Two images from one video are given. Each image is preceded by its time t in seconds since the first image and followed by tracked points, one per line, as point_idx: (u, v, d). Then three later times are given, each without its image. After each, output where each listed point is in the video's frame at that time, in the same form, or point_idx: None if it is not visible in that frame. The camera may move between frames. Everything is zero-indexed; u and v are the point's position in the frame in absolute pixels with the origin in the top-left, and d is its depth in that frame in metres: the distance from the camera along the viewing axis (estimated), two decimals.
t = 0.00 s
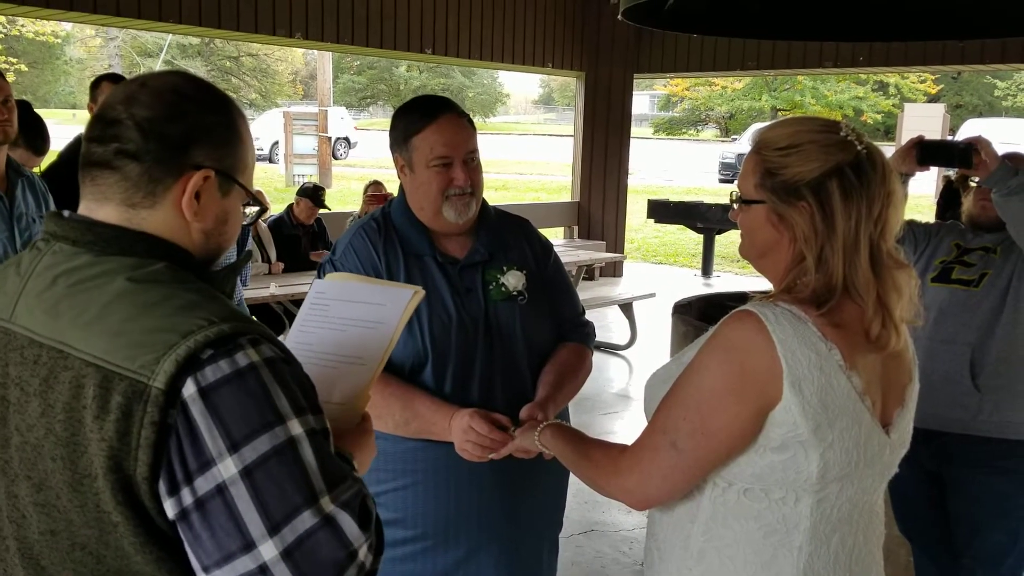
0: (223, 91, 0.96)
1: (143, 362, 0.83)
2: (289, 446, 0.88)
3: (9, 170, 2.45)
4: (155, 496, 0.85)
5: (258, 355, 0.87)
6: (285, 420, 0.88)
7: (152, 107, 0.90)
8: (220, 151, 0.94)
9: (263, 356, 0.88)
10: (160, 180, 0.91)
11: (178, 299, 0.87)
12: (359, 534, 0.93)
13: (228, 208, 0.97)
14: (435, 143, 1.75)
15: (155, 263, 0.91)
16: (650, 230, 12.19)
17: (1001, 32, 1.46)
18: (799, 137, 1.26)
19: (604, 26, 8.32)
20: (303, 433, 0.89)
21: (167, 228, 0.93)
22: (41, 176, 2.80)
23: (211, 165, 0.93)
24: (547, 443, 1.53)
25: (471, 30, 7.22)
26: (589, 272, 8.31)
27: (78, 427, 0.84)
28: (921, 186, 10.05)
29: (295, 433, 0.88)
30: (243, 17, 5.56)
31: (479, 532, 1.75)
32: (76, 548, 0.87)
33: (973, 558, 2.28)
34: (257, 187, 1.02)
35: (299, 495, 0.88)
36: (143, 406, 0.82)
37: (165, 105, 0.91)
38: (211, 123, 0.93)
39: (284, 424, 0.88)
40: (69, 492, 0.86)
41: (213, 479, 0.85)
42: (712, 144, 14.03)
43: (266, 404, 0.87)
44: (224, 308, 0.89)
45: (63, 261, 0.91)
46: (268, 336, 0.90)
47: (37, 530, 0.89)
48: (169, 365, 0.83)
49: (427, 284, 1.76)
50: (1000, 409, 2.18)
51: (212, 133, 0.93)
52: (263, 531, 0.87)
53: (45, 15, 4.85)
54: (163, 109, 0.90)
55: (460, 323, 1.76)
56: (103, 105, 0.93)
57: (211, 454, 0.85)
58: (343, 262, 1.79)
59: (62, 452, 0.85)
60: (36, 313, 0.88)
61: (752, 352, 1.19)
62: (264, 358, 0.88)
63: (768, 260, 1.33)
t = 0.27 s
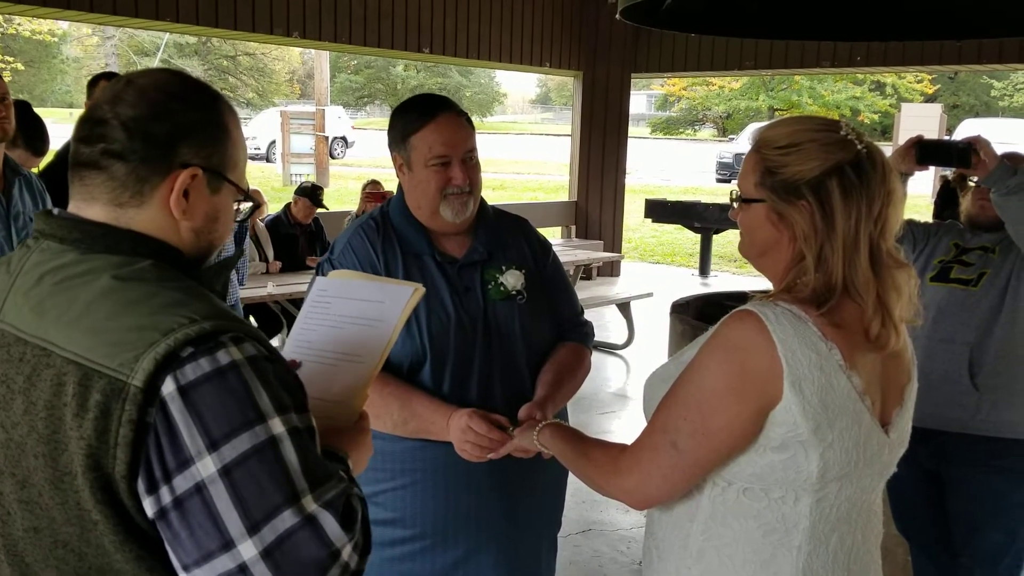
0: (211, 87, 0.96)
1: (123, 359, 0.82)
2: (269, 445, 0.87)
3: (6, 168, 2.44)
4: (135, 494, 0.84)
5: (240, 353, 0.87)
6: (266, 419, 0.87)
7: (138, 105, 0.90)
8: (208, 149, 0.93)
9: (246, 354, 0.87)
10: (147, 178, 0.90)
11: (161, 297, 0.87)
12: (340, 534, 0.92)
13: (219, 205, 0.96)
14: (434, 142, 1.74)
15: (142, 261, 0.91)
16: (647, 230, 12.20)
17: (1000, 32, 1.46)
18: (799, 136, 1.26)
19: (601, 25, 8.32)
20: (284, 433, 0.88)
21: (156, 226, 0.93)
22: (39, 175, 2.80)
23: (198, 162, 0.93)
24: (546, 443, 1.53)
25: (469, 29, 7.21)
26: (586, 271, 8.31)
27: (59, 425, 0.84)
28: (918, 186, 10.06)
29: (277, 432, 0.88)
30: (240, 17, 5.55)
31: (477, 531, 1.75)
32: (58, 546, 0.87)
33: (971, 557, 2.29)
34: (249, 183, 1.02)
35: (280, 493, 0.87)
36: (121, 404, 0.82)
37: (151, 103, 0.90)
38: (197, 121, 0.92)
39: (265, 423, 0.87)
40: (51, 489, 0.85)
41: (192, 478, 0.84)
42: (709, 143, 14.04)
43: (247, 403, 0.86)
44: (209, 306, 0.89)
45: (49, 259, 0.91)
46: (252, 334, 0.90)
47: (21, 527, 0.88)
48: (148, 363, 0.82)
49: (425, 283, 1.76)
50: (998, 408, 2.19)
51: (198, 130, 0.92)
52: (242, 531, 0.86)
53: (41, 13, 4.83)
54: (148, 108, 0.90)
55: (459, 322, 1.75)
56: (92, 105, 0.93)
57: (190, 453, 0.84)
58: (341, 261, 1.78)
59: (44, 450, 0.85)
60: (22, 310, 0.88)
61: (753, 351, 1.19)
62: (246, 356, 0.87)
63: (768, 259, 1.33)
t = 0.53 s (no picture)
0: (195, 82, 0.95)
1: (103, 357, 0.82)
2: (249, 445, 0.86)
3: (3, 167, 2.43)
4: (114, 492, 0.84)
5: (222, 352, 0.86)
6: (247, 418, 0.86)
7: (122, 104, 0.90)
8: (194, 146, 0.93)
9: (228, 353, 0.87)
10: (133, 177, 0.90)
11: (143, 295, 0.86)
12: (320, 535, 0.92)
13: (207, 202, 0.96)
14: (433, 141, 1.74)
15: (127, 259, 0.90)
16: (645, 229, 12.20)
17: (999, 31, 1.47)
18: (801, 136, 1.26)
19: (600, 25, 8.32)
20: (265, 432, 0.87)
21: (143, 224, 0.92)
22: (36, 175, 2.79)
23: (184, 159, 0.93)
24: (546, 443, 1.53)
25: (467, 28, 7.20)
26: (585, 271, 8.31)
27: (40, 423, 0.84)
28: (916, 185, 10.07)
29: (257, 432, 0.87)
30: (238, 15, 5.54)
31: (476, 531, 1.75)
32: (41, 542, 0.87)
33: (970, 556, 2.29)
34: (236, 179, 1.01)
35: (259, 494, 0.87)
36: (101, 402, 0.82)
37: (135, 101, 0.90)
38: (181, 118, 0.92)
39: (245, 423, 0.86)
40: (33, 487, 0.85)
41: (171, 477, 0.84)
42: (707, 143, 14.04)
43: (228, 402, 0.85)
44: (193, 305, 0.88)
45: (36, 257, 0.91)
46: (236, 333, 0.89)
47: (5, 523, 0.88)
48: (129, 362, 0.82)
49: (425, 283, 1.76)
50: (997, 407, 2.19)
51: (183, 127, 0.92)
52: (220, 530, 0.86)
53: (38, 12, 4.82)
54: (132, 106, 0.90)
55: (459, 322, 1.75)
56: (77, 104, 0.93)
57: (169, 453, 0.84)
58: (341, 260, 1.78)
59: (26, 447, 0.84)
60: (8, 307, 0.88)
61: (753, 352, 1.19)
62: (229, 355, 0.86)
63: (768, 259, 1.33)
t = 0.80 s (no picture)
0: (188, 80, 0.95)
1: (108, 355, 0.82)
2: (253, 441, 0.86)
3: None
4: (120, 488, 0.84)
5: (224, 349, 0.86)
6: (250, 415, 0.86)
7: (116, 101, 0.89)
8: (187, 143, 0.93)
9: (230, 350, 0.87)
10: (127, 175, 0.90)
11: (144, 293, 0.86)
12: (323, 528, 0.92)
13: (200, 200, 0.96)
14: (432, 141, 1.74)
15: (124, 257, 0.90)
16: (643, 229, 12.21)
17: (999, 30, 1.47)
18: (804, 135, 1.26)
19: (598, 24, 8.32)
20: (268, 428, 0.88)
21: (138, 222, 0.92)
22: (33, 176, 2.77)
23: (178, 157, 0.92)
24: (547, 442, 1.52)
25: (466, 28, 7.20)
26: (582, 270, 8.32)
27: (43, 419, 0.83)
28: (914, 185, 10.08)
29: (261, 427, 0.87)
30: (236, 14, 5.53)
31: (476, 531, 1.74)
32: (41, 539, 0.86)
33: (968, 556, 2.29)
34: (229, 175, 1.01)
35: (264, 489, 0.87)
36: (107, 399, 0.82)
37: (129, 99, 0.89)
38: (176, 116, 0.91)
39: (249, 418, 0.86)
40: (34, 484, 0.84)
41: (177, 473, 0.84)
42: (705, 143, 14.06)
43: (231, 399, 0.85)
44: (193, 302, 0.88)
45: (32, 254, 0.90)
46: (237, 331, 0.89)
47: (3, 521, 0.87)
48: (133, 359, 0.82)
49: (425, 283, 1.75)
50: (997, 407, 2.19)
51: (177, 125, 0.91)
52: (226, 525, 0.86)
53: (36, 11, 4.81)
54: (126, 103, 0.89)
55: (458, 322, 1.75)
56: (69, 101, 0.92)
57: (175, 448, 0.84)
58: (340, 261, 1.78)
59: (27, 444, 0.84)
60: (5, 304, 0.87)
61: (756, 352, 1.19)
62: (230, 352, 0.87)
63: (770, 258, 1.32)
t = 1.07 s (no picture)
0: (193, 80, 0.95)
1: (131, 352, 0.83)
2: (276, 432, 0.89)
3: None
4: (147, 482, 0.86)
5: (244, 345, 0.88)
6: (272, 408, 0.89)
7: (127, 101, 0.89)
8: (194, 144, 0.93)
9: (248, 345, 0.89)
10: (137, 174, 0.90)
11: (163, 291, 0.87)
12: (345, 515, 0.95)
13: (205, 199, 0.96)
14: (434, 142, 1.74)
15: (137, 255, 0.90)
16: (642, 228, 12.21)
17: (999, 29, 1.47)
18: (816, 134, 1.26)
19: (597, 23, 8.32)
20: (290, 420, 0.90)
21: (146, 221, 0.92)
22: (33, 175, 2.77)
23: (187, 157, 0.92)
24: (549, 441, 1.53)
25: (465, 27, 7.20)
26: (581, 270, 8.32)
27: (66, 417, 0.84)
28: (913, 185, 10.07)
29: (282, 419, 0.90)
30: (235, 13, 5.53)
31: (478, 531, 1.75)
32: (64, 536, 0.87)
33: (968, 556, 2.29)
34: (231, 174, 1.01)
35: (288, 478, 0.90)
36: (133, 396, 0.83)
37: (139, 99, 0.89)
38: (184, 116, 0.91)
39: (272, 411, 0.89)
40: (58, 481, 0.85)
41: (205, 465, 0.86)
42: (704, 142, 14.07)
43: (253, 393, 0.87)
44: (208, 299, 0.89)
45: (43, 252, 0.90)
46: (253, 326, 0.91)
47: (22, 519, 0.87)
48: (158, 356, 0.83)
49: (427, 284, 1.75)
50: (996, 406, 2.19)
51: (185, 125, 0.92)
52: (254, 514, 0.88)
53: (35, 10, 4.80)
54: (137, 103, 0.89)
55: (460, 322, 1.75)
56: (76, 99, 0.91)
57: (203, 442, 0.86)
58: (343, 261, 1.77)
59: (51, 442, 0.84)
60: (19, 303, 0.87)
61: (760, 350, 1.19)
62: (249, 347, 0.88)
63: (776, 257, 1.32)
